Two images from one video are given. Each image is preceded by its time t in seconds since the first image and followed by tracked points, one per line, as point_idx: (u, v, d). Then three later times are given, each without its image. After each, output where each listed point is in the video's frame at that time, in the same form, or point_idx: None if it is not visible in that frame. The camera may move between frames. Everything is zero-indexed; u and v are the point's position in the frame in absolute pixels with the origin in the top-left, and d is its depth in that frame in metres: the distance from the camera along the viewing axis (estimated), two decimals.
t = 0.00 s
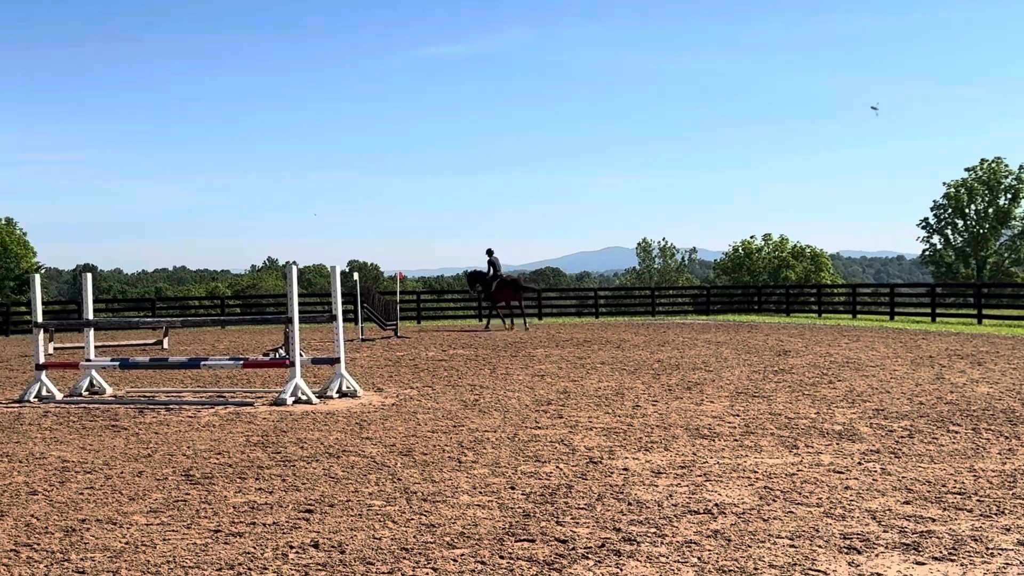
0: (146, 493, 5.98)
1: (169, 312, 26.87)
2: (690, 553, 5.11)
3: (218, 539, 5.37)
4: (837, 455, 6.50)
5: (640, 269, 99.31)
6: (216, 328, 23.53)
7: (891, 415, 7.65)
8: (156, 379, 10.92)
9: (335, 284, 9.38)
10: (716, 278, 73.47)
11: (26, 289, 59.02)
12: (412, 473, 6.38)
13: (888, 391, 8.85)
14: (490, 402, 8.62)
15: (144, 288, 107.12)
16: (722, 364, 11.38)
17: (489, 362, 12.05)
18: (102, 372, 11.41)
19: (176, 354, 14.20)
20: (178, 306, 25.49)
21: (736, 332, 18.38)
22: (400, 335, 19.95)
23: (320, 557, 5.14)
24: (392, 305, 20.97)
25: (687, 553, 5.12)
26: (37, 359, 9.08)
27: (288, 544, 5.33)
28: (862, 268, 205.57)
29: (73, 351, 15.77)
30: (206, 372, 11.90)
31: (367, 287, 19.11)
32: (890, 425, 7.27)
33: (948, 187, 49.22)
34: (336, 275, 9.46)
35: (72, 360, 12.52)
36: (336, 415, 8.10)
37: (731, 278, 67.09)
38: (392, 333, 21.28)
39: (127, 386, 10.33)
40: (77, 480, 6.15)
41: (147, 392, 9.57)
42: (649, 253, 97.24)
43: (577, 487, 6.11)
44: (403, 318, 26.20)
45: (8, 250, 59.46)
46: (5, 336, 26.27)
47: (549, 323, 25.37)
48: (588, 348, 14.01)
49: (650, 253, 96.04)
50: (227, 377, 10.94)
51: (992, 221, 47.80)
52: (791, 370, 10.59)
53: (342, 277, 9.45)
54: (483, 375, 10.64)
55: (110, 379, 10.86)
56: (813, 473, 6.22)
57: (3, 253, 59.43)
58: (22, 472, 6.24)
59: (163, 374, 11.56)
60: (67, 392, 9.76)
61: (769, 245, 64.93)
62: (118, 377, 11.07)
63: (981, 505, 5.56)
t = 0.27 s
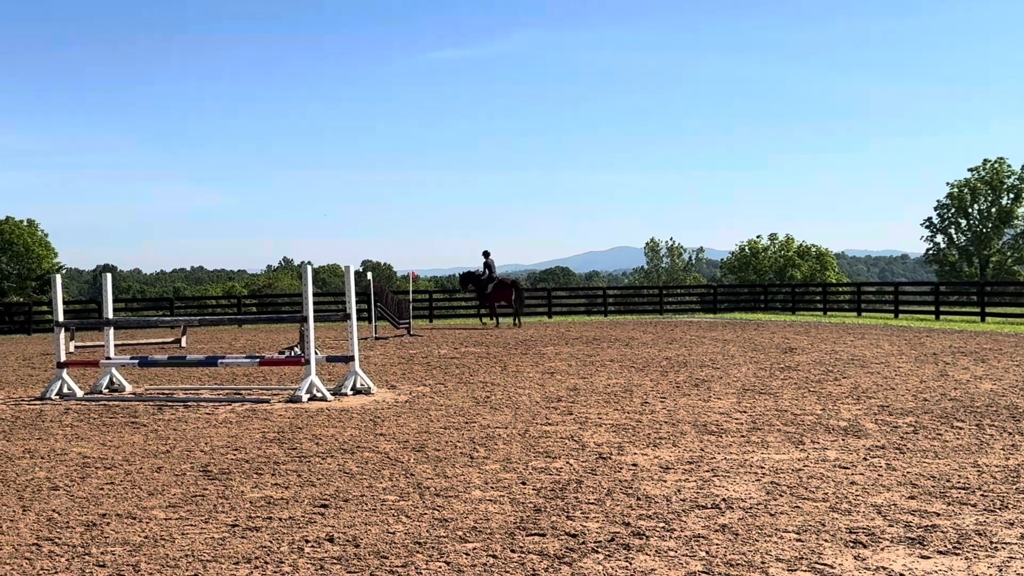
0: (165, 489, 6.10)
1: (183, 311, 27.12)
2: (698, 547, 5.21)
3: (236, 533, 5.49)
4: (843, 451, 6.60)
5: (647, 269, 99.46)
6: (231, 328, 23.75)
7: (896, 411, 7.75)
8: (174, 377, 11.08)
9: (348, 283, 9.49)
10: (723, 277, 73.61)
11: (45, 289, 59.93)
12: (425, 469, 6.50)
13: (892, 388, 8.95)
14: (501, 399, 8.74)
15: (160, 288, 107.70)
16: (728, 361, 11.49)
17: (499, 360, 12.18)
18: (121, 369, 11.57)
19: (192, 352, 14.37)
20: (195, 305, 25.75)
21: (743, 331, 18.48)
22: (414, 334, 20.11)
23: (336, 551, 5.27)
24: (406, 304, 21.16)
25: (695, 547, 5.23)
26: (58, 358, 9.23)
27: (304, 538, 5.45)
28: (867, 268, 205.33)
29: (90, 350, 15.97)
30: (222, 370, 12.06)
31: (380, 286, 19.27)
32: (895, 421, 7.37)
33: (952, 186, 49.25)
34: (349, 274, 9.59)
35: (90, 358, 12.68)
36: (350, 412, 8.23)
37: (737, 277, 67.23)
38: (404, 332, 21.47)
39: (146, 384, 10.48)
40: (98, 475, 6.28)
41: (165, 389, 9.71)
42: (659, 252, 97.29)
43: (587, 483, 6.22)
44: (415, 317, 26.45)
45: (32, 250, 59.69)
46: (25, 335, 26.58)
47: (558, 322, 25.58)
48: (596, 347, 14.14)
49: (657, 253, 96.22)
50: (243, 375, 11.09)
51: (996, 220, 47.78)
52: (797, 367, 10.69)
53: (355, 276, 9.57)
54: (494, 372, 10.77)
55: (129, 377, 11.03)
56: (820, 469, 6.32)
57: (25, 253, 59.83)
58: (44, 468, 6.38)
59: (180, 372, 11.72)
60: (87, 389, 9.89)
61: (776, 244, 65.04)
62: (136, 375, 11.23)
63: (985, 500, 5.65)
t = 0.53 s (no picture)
0: (181, 486, 6.16)
1: (197, 310, 27.31)
2: (709, 544, 5.26)
3: (251, 531, 5.56)
4: (853, 449, 6.63)
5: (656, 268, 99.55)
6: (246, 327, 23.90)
7: (906, 409, 7.79)
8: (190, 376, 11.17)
9: (361, 283, 9.55)
10: (732, 276, 73.64)
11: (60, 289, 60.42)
12: (437, 467, 6.55)
13: (902, 387, 8.98)
14: (513, 397, 8.79)
15: (173, 287, 108.60)
16: (738, 360, 11.53)
17: (511, 359, 12.24)
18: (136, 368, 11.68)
19: (206, 351, 14.48)
20: (209, 305, 25.92)
21: (753, 329, 18.50)
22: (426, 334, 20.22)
23: (350, 548, 5.33)
24: (418, 303, 21.26)
25: (706, 544, 5.27)
26: (76, 357, 9.31)
27: (318, 536, 5.51)
28: (874, 268, 204.89)
29: (105, 350, 16.11)
30: (236, 369, 12.15)
31: (393, 286, 19.34)
32: (904, 420, 7.40)
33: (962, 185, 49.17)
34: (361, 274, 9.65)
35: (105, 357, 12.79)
36: (363, 410, 8.29)
37: (747, 276, 67.31)
38: (416, 331, 21.59)
39: (162, 382, 10.57)
40: (114, 473, 6.36)
41: (180, 388, 9.80)
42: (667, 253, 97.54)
43: (598, 480, 6.26)
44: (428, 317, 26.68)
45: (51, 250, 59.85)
46: (41, 334, 26.81)
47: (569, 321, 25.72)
48: (607, 345, 14.20)
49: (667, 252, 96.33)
50: (258, 374, 11.18)
51: (1005, 219, 47.66)
52: (807, 366, 10.73)
53: (368, 276, 9.63)
54: (505, 371, 10.83)
55: (145, 376, 11.13)
56: (830, 467, 6.36)
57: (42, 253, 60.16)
58: (61, 466, 6.45)
59: (195, 371, 11.82)
60: (104, 388, 9.99)
61: (786, 243, 65.08)
62: (151, 374, 11.33)
63: (995, 498, 5.68)
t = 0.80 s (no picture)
0: (195, 485, 6.17)
1: (211, 310, 27.45)
2: (723, 544, 5.24)
3: (265, 529, 5.56)
4: (867, 448, 6.61)
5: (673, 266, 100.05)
6: (260, 326, 24.00)
7: (920, 409, 7.75)
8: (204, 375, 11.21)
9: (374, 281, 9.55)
10: (744, 275, 73.56)
11: (76, 289, 60.80)
12: (450, 466, 6.55)
13: (917, 386, 8.94)
14: (526, 397, 8.78)
15: (184, 287, 109.14)
16: (752, 359, 11.50)
17: (524, 358, 12.23)
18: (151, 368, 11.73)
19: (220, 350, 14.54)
20: (222, 304, 25.90)
21: (766, 329, 18.45)
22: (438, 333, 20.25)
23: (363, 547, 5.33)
24: (431, 302, 21.29)
25: (720, 544, 5.26)
26: (90, 356, 9.35)
27: (331, 535, 5.52)
28: (881, 269, 204.31)
29: (119, 348, 16.18)
30: (250, 368, 12.18)
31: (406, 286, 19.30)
32: (919, 419, 7.37)
33: (976, 184, 48.98)
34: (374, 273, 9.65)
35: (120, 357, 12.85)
36: (377, 409, 8.29)
37: (761, 275, 67.31)
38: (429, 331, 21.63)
39: (176, 382, 10.61)
40: (129, 472, 6.37)
41: (194, 387, 9.83)
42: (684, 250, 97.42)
43: (611, 480, 6.25)
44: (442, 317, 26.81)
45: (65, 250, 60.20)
46: (58, 333, 26.98)
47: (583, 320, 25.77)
48: (620, 344, 14.18)
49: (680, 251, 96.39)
50: (271, 373, 11.20)
51: (1019, 218, 47.43)
52: (821, 366, 10.70)
53: (380, 275, 9.64)
54: (518, 371, 10.82)
55: (160, 375, 11.18)
56: (844, 466, 6.33)
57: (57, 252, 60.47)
58: (76, 465, 6.48)
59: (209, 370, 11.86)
60: (119, 387, 10.03)
61: (799, 243, 65.02)
62: (165, 373, 11.38)
63: (1010, 497, 5.65)
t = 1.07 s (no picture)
0: (211, 484, 6.19)
1: (227, 309, 27.59)
2: (738, 544, 5.23)
3: (280, 528, 5.57)
4: (883, 448, 6.58)
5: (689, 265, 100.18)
6: (275, 325, 24.11)
7: (937, 408, 7.72)
8: (219, 374, 11.25)
9: (388, 280, 9.56)
10: (758, 274, 73.48)
11: (92, 288, 61.20)
12: (465, 465, 6.55)
13: (934, 385, 8.89)
14: (540, 396, 8.78)
15: (196, 286, 109.73)
16: (767, 358, 11.47)
17: (538, 357, 12.22)
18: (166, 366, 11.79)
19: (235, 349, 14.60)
20: (238, 305, 25.83)
21: (781, 328, 18.39)
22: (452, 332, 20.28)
23: (378, 546, 5.33)
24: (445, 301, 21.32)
25: (735, 544, 5.24)
26: (107, 355, 9.39)
27: (346, 534, 5.52)
28: (891, 269, 203.56)
29: (136, 347, 16.27)
30: (265, 367, 12.22)
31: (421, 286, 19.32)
32: (935, 419, 7.33)
33: (993, 183, 48.77)
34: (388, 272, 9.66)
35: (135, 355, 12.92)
36: (391, 409, 8.30)
37: (776, 274, 67.32)
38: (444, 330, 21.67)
39: (192, 381, 10.66)
40: (145, 470, 6.40)
41: (210, 386, 9.87)
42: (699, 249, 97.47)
43: (626, 479, 6.24)
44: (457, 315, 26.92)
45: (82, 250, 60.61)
46: (75, 332, 27.17)
47: (597, 318, 25.81)
48: (635, 343, 14.16)
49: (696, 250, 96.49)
50: (286, 372, 11.24)
51: None
52: (837, 365, 10.67)
53: (394, 274, 9.65)
54: (533, 370, 10.81)
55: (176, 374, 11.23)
56: (860, 466, 6.31)
57: (74, 252, 60.90)
58: (92, 464, 6.50)
59: (224, 370, 11.91)
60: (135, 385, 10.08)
61: (814, 242, 64.94)
62: (181, 373, 11.43)
63: None
